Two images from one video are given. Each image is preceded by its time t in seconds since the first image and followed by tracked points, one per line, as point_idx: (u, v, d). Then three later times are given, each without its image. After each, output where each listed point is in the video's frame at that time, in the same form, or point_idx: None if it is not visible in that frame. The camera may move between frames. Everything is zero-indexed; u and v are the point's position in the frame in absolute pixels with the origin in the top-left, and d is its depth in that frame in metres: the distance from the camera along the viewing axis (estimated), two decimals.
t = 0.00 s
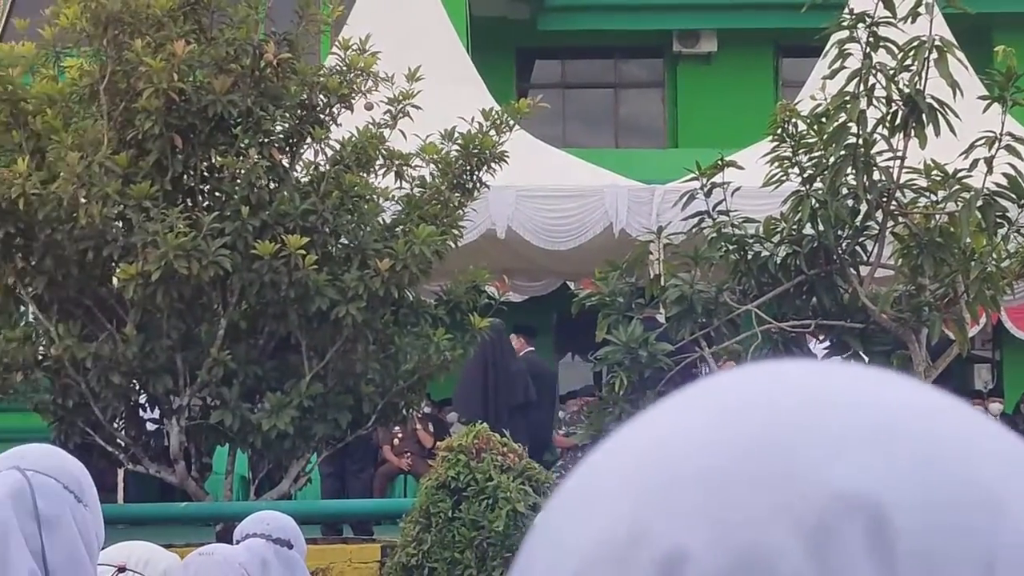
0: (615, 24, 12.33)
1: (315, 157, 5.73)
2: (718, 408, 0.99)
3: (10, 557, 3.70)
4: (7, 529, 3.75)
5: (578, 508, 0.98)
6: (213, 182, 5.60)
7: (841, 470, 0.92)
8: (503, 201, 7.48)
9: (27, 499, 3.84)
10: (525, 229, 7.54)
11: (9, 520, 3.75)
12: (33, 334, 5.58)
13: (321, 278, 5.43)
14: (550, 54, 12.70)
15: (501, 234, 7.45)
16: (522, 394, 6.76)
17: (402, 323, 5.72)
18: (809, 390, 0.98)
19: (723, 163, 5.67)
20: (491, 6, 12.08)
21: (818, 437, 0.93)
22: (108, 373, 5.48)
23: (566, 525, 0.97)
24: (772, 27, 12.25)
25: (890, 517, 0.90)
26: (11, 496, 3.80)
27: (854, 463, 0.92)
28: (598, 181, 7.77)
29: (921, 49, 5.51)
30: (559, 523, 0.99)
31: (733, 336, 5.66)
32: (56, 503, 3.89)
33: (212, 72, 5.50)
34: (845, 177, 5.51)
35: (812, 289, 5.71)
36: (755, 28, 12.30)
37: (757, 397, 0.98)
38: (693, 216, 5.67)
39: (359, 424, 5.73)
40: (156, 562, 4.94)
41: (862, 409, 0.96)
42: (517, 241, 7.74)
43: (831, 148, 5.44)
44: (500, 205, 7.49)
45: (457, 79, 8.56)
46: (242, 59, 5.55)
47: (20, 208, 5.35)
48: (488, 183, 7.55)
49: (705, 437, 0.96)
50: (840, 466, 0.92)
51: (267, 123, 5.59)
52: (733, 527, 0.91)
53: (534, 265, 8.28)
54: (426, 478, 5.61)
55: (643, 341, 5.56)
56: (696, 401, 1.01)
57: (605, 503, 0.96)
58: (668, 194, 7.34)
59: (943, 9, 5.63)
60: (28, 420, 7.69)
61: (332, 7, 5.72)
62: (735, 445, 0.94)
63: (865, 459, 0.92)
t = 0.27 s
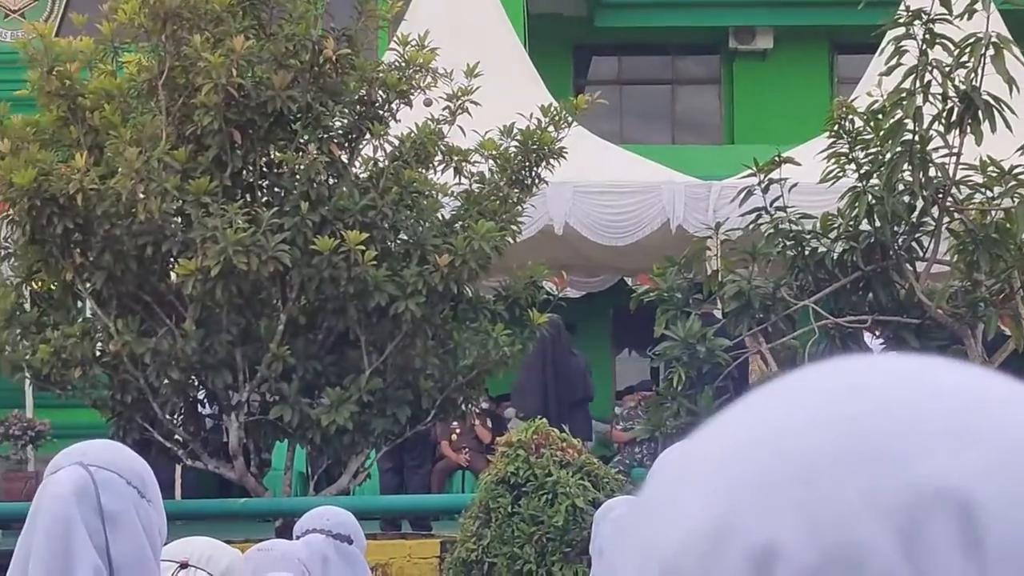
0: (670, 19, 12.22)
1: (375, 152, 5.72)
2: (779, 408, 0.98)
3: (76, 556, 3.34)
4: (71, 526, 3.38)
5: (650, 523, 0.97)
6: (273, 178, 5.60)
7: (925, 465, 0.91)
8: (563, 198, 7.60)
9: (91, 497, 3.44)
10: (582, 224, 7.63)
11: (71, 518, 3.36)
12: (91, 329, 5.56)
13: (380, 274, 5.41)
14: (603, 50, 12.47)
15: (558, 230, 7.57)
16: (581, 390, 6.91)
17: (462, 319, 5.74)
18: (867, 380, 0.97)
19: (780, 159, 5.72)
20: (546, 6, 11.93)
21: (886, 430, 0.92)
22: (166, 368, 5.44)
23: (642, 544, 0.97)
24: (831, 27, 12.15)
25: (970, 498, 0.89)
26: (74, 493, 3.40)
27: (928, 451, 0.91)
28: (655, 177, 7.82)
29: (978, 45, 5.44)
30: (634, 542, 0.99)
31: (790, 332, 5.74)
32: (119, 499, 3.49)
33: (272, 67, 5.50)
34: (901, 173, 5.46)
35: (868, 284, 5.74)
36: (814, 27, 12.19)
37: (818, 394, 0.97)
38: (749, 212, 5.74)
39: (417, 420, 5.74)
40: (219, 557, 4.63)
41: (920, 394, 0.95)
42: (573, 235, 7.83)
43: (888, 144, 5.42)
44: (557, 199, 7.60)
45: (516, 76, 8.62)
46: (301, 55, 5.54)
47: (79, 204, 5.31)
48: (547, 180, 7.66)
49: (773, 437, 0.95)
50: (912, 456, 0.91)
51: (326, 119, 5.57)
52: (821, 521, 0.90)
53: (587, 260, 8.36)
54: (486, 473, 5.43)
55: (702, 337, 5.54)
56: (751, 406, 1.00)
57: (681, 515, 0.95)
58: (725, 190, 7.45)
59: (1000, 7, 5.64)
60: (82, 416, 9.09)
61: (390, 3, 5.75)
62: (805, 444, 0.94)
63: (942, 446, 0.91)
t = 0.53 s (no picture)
0: (688, 13, 12.22)
1: (390, 147, 5.73)
2: (821, 398, 0.99)
3: (99, 551, 3.44)
4: (96, 520, 3.48)
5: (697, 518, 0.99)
6: (288, 173, 5.59)
7: (973, 453, 0.92)
8: (578, 193, 7.56)
9: (115, 489, 3.54)
10: (597, 219, 7.62)
11: (95, 511, 3.47)
12: (107, 323, 5.58)
13: (396, 268, 5.42)
14: (622, 44, 12.47)
15: (574, 225, 7.54)
16: (597, 386, 6.92)
17: (478, 313, 5.75)
18: (909, 369, 0.98)
19: (796, 153, 5.71)
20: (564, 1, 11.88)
21: (932, 418, 0.94)
22: (183, 363, 5.45)
23: (689, 539, 0.99)
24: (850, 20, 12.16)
25: (1021, 484, 0.92)
26: (98, 485, 3.51)
27: (977, 438, 0.93)
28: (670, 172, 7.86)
29: (995, 39, 5.41)
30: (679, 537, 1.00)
31: (806, 326, 5.73)
32: (143, 492, 3.59)
33: (287, 62, 5.49)
34: (918, 168, 5.46)
35: (885, 279, 5.73)
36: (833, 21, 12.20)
37: (858, 385, 0.99)
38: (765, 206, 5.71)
39: (434, 414, 5.76)
40: (234, 552, 4.19)
41: (959, 381, 0.96)
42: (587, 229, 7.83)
43: (904, 138, 5.42)
44: (573, 194, 7.56)
45: (531, 71, 8.65)
46: (317, 50, 5.53)
47: (96, 199, 5.32)
48: (561, 174, 7.62)
49: (818, 428, 0.96)
50: (962, 443, 0.93)
51: (341, 113, 5.58)
52: (876, 513, 0.92)
53: (602, 254, 8.41)
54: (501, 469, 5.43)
55: (717, 332, 5.56)
56: (793, 396, 1.02)
57: (730, 509, 0.97)
58: (742, 184, 7.48)
59: None
60: (99, 410, 9.18)
61: None
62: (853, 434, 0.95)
63: (987, 433, 0.93)
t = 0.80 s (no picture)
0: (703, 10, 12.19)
1: (402, 144, 5.75)
2: (847, 386, 0.90)
3: (119, 545, 3.35)
4: (115, 513, 3.38)
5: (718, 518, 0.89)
6: (301, 169, 5.61)
7: None
8: (590, 191, 7.56)
9: (134, 483, 3.44)
10: (609, 216, 7.62)
11: (115, 505, 3.37)
12: (122, 319, 5.61)
13: (409, 265, 5.42)
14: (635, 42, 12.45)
15: (585, 221, 7.55)
16: (608, 382, 6.94)
17: (490, 309, 5.76)
18: (939, 354, 0.90)
19: (808, 150, 5.70)
20: None
21: (968, 393, 0.86)
22: (196, 359, 5.46)
23: (710, 542, 0.89)
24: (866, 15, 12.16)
25: None
26: (117, 479, 3.41)
27: None
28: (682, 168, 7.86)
29: (1009, 35, 5.40)
30: (702, 537, 0.90)
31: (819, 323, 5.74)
32: (161, 486, 3.50)
33: (301, 60, 5.51)
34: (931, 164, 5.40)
35: (899, 275, 5.71)
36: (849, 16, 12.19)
37: (882, 370, 0.90)
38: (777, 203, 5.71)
39: (446, 410, 5.77)
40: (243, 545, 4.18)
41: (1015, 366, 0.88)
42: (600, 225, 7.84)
43: (917, 134, 5.35)
44: (584, 192, 7.57)
45: (545, 66, 8.66)
46: (330, 47, 5.55)
47: (110, 195, 5.34)
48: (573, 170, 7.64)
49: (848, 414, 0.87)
50: (1006, 422, 0.84)
51: (354, 110, 5.61)
52: (928, 501, 0.83)
53: (614, 250, 8.43)
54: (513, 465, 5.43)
55: (729, 328, 5.56)
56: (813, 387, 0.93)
57: (755, 507, 0.87)
58: (754, 181, 7.46)
59: None
60: (113, 405, 9.21)
61: None
62: (887, 415, 0.86)
63: None
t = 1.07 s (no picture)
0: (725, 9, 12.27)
1: (427, 143, 5.75)
2: (863, 385, 0.95)
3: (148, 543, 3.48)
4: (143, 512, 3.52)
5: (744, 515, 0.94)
6: (326, 169, 5.61)
7: None
8: (614, 189, 7.62)
9: (162, 482, 3.59)
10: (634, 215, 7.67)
11: (145, 505, 3.51)
12: (147, 318, 5.62)
13: (433, 264, 5.42)
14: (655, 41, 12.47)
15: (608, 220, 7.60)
16: (632, 381, 6.98)
17: (515, 309, 5.77)
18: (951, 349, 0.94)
19: (833, 150, 5.70)
20: None
21: (986, 390, 0.90)
22: (222, 358, 5.47)
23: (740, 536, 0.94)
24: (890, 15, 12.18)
25: None
26: (147, 480, 3.55)
27: None
28: (707, 167, 7.93)
29: None
30: (734, 528, 0.95)
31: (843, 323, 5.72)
32: (190, 487, 3.65)
33: (326, 59, 5.48)
34: (955, 163, 5.41)
35: (923, 274, 5.72)
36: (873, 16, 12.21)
37: (906, 365, 0.95)
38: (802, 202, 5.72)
39: (471, 409, 5.78)
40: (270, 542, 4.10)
41: None
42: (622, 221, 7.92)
43: (942, 134, 5.37)
44: (609, 190, 7.62)
45: (571, 65, 8.69)
46: (355, 46, 5.55)
47: (134, 194, 5.33)
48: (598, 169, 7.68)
49: (866, 414, 0.92)
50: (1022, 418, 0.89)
51: (379, 109, 5.59)
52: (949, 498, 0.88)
53: (639, 248, 8.46)
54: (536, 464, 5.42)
55: (753, 328, 5.52)
56: (830, 386, 0.97)
57: (783, 502, 0.92)
58: (777, 180, 7.49)
59: None
60: (136, 404, 9.24)
61: None
62: (905, 414, 0.91)
63: None
